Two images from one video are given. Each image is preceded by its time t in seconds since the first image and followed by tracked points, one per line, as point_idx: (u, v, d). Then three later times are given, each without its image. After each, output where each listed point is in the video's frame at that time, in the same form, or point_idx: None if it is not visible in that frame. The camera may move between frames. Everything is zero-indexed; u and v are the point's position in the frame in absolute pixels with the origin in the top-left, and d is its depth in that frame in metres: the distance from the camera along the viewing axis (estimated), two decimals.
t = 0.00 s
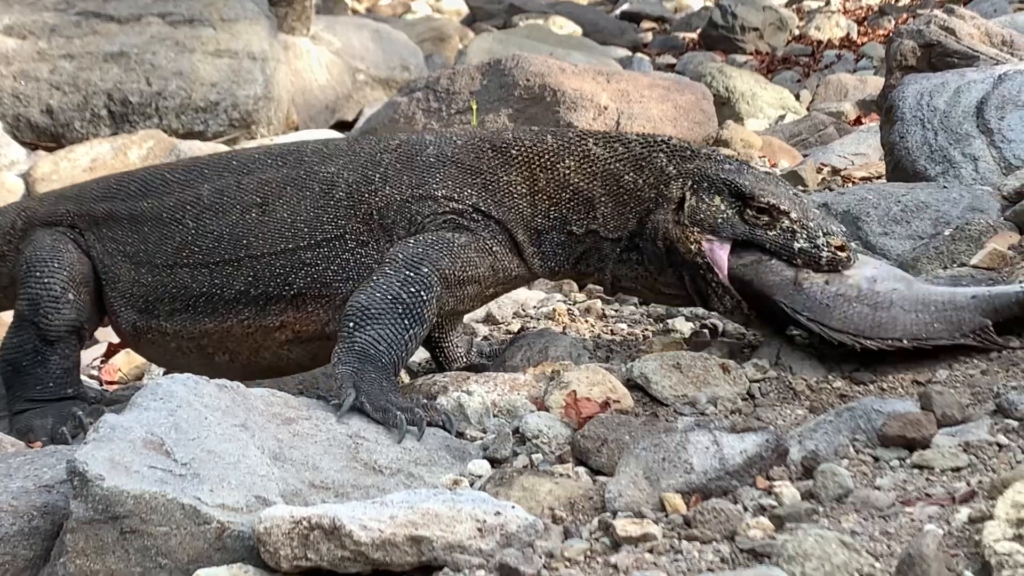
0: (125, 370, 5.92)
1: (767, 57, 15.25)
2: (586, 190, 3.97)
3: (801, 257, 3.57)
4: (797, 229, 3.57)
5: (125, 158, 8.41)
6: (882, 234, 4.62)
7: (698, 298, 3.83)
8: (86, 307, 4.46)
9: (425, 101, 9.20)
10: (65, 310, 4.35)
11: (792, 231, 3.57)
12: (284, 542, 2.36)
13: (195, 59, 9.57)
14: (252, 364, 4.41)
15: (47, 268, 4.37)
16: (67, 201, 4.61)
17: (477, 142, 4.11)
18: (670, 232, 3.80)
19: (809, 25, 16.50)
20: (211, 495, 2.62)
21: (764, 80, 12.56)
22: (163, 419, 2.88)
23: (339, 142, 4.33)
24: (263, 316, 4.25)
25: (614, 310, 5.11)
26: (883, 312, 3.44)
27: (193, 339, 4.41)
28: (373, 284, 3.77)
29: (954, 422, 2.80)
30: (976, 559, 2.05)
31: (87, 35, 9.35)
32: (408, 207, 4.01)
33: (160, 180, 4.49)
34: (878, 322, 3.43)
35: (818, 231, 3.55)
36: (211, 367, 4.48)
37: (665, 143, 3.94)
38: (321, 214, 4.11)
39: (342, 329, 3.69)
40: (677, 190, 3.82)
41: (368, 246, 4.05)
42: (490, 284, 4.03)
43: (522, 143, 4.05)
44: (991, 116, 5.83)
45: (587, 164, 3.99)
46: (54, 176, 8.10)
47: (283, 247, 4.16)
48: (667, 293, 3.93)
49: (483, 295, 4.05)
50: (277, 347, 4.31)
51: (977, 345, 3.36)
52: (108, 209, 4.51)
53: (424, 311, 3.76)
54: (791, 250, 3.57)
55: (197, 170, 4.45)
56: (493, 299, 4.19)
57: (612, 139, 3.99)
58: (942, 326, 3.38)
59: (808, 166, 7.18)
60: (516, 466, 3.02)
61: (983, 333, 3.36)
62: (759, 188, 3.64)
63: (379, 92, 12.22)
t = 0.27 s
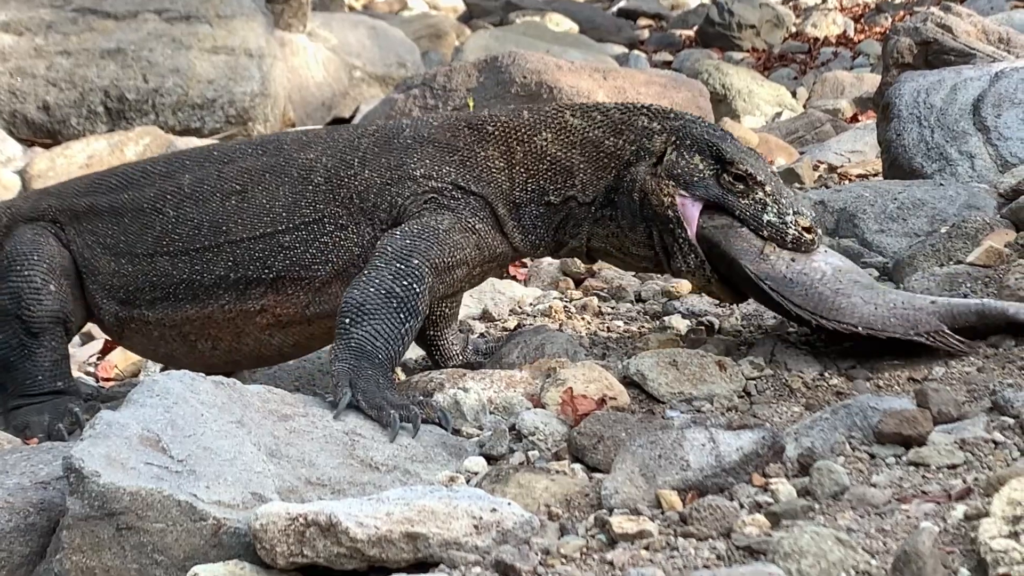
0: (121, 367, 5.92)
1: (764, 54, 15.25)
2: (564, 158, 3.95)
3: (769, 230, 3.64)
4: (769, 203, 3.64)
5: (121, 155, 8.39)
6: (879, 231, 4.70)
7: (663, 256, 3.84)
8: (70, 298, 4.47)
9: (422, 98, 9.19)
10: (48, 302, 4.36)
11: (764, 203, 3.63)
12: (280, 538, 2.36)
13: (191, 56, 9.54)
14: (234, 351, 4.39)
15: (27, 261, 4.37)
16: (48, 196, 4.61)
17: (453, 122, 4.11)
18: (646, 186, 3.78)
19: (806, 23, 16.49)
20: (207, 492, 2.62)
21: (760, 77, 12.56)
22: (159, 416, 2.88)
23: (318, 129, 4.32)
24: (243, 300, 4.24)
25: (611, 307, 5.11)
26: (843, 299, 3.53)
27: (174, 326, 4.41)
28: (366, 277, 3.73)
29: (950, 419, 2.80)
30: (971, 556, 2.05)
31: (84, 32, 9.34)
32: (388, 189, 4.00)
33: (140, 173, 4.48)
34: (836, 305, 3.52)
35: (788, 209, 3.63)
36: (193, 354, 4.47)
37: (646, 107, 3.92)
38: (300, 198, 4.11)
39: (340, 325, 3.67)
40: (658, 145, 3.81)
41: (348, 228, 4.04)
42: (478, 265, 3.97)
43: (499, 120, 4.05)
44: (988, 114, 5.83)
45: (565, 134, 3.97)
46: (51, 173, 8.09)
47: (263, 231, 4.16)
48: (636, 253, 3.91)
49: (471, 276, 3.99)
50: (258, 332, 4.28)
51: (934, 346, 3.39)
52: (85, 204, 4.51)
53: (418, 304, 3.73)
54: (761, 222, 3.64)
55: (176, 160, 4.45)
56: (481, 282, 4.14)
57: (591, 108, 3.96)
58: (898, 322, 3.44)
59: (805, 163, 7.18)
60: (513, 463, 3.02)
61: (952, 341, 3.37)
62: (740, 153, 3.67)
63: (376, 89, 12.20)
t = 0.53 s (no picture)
0: (122, 364, 5.92)
1: (765, 51, 15.24)
2: (581, 125, 4.07)
3: (791, 167, 3.79)
4: (788, 143, 3.81)
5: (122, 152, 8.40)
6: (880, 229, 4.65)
7: (691, 203, 3.95)
8: (61, 296, 4.43)
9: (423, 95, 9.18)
10: (40, 301, 4.32)
11: (783, 144, 3.81)
12: (282, 536, 2.35)
13: (192, 53, 9.53)
14: (240, 337, 4.46)
15: (18, 261, 4.33)
16: (45, 195, 4.61)
17: (463, 103, 4.21)
18: (671, 136, 3.93)
19: (807, 19, 16.47)
20: (208, 489, 2.62)
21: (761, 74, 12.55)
22: (161, 414, 2.88)
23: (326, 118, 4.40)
24: (254, 284, 4.30)
25: (612, 304, 5.10)
26: (858, 227, 3.62)
27: (179, 313, 4.46)
28: (393, 264, 3.79)
29: (952, 416, 2.80)
30: (973, 553, 2.05)
31: (85, 29, 9.35)
32: (405, 169, 4.08)
33: (144, 168, 4.51)
34: (853, 229, 3.60)
35: (806, 149, 3.82)
36: (198, 340, 4.53)
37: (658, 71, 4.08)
38: (314, 181, 4.17)
39: (368, 309, 3.73)
40: (680, 97, 3.94)
41: (365, 210, 4.12)
42: (496, 243, 4.07)
43: (509, 98, 4.16)
44: (989, 110, 5.83)
45: (578, 104, 4.10)
46: (52, 171, 8.09)
47: (276, 215, 4.21)
48: (661, 205, 4.04)
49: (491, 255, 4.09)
50: (266, 315, 4.35)
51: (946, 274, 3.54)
52: (83, 200, 4.52)
53: (445, 293, 3.81)
54: (782, 159, 3.80)
55: (182, 153, 4.49)
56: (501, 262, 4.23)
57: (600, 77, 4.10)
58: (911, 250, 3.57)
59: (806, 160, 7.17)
60: (514, 460, 3.02)
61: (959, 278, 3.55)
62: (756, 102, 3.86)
63: (377, 87, 12.19)
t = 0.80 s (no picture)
0: (127, 362, 5.94)
1: (769, 49, 15.23)
2: (590, 98, 4.11)
3: (807, 126, 3.95)
4: (800, 103, 3.97)
5: (127, 151, 8.42)
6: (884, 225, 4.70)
7: (713, 168, 4.02)
8: (61, 294, 4.43)
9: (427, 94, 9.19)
10: (39, 300, 4.32)
11: (796, 105, 3.95)
12: (287, 534, 2.36)
13: (197, 52, 9.53)
14: (252, 327, 4.45)
15: (16, 260, 4.34)
16: (52, 195, 4.67)
17: (470, 89, 4.27)
18: (693, 103, 3.97)
19: (812, 16, 16.44)
20: (213, 488, 2.63)
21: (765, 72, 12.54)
22: (166, 412, 2.89)
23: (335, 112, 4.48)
24: (266, 272, 4.31)
25: (616, 302, 5.10)
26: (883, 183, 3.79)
27: (189, 305, 4.47)
28: (402, 259, 3.81)
29: (956, 414, 2.80)
30: (978, 551, 2.05)
31: (89, 29, 9.36)
32: (414, 155, 4.13)
33: (153, 164, 4.58)
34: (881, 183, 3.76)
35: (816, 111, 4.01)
36: (209, 332, 4.53)
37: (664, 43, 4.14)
38: (325, 169, 4.23)
39: (381, 303, 3.75)
40: (693, 66, 4.00)
41: (375, 196, 4.16)
42: (507, 228, 4.07)
43: (517, 82, 4.21)
44: (994, 108, 5.81)
45: (586, 79, 4.15)
46: (56, 170, 8.10)
47: (286, 203, 4.25)
48: (678, 171, 4.09)
49: (501, 240, 4.09)
50: (278, 305, 4.35)
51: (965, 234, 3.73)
52: (91, 197, 4.57)
53: (456, 283, 3.83)
54: (798, 120, 3.94)
55: (192, 149, 4.55)
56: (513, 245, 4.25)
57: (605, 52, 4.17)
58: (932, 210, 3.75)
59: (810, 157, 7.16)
60: (518, 458, 3.02)
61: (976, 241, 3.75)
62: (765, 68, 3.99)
63: (381, 85, 12.20)
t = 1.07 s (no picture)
0: (131, 365, 5.95)
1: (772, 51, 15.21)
2: (621, 94, 4.30)
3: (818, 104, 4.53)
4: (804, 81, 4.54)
5: (131, 154, 8.46)
6: (887, 228, 4.74)
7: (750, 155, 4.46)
8: (84, 303, 4.42)
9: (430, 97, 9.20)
10: (62, 308, 4.31)
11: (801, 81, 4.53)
12: (290, 536, 2.35)
13: (200, 54, 9.60)
14: (280, 332, 4.48)
15: (43, 267, 4.33)
16: (73, 200, 4.62)
17: (498, 90, 4.32)
18: (726, 98, 4.36)
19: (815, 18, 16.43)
20: (217, 490, 2.63)
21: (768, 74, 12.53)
22: (169, 415, 2.90)
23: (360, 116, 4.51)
24: (298, 278, 4.34)
25: (619, 305, 5.10)
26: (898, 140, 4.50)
27: (218, 312, 4.47)
28: (412, 257, 3.94)
29: (959, 417, 2.80)
30: (981, 554, 2.05)
31: (93, 31, 9.36)
32: (445, 158, 4.18)
33: (179, 172, 4.55)
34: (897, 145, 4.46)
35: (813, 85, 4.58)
36: (238, 339, 4.54)
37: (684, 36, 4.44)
38: (356, 174, 4.25)
39: (388, 302, 3.91)
40: (718, 59, 4.37)
41: (407, 199, 4.20)
42: (536, 224, 4.18)
43: (542, 80, 4.31)
44: (997, 111, 5.81)
45: (615, 74, 4.32)
46: (60, 172, 8.10)
47: (318, 209, 4.27)
48: (713, 158, 4.46)
49: (531, 236, 4.21)
50: (309, 309, 4.39)
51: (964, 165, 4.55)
52: (116, 205, 4.54)
53: (464, 284, 3.95)
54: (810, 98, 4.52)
55: (217, 156, 4.54)
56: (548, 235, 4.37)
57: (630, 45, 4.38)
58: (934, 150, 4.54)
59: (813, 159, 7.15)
60: (521, 460, 3.01)
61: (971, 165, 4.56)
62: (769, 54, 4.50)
63: (384, 88, 12.21)
